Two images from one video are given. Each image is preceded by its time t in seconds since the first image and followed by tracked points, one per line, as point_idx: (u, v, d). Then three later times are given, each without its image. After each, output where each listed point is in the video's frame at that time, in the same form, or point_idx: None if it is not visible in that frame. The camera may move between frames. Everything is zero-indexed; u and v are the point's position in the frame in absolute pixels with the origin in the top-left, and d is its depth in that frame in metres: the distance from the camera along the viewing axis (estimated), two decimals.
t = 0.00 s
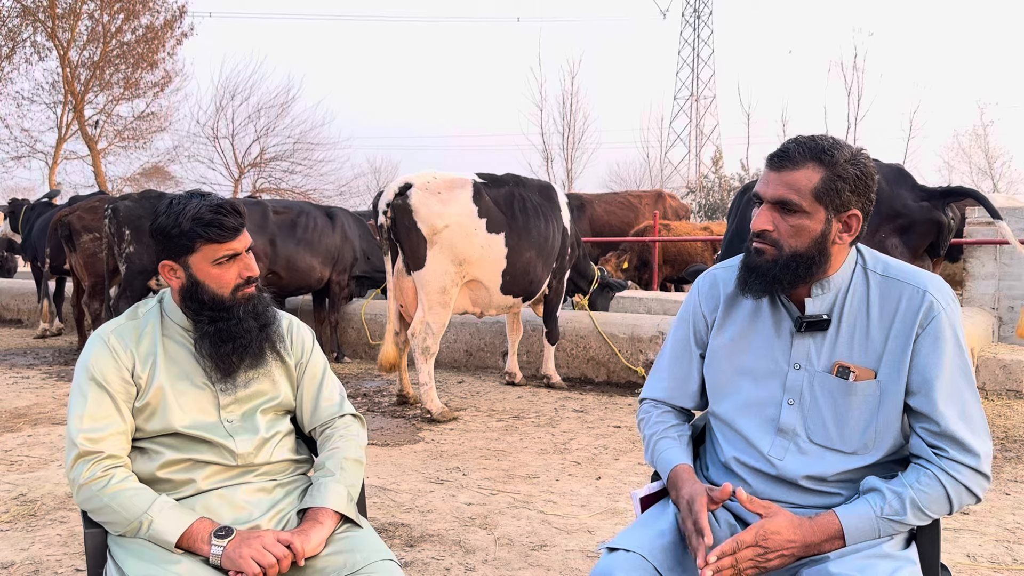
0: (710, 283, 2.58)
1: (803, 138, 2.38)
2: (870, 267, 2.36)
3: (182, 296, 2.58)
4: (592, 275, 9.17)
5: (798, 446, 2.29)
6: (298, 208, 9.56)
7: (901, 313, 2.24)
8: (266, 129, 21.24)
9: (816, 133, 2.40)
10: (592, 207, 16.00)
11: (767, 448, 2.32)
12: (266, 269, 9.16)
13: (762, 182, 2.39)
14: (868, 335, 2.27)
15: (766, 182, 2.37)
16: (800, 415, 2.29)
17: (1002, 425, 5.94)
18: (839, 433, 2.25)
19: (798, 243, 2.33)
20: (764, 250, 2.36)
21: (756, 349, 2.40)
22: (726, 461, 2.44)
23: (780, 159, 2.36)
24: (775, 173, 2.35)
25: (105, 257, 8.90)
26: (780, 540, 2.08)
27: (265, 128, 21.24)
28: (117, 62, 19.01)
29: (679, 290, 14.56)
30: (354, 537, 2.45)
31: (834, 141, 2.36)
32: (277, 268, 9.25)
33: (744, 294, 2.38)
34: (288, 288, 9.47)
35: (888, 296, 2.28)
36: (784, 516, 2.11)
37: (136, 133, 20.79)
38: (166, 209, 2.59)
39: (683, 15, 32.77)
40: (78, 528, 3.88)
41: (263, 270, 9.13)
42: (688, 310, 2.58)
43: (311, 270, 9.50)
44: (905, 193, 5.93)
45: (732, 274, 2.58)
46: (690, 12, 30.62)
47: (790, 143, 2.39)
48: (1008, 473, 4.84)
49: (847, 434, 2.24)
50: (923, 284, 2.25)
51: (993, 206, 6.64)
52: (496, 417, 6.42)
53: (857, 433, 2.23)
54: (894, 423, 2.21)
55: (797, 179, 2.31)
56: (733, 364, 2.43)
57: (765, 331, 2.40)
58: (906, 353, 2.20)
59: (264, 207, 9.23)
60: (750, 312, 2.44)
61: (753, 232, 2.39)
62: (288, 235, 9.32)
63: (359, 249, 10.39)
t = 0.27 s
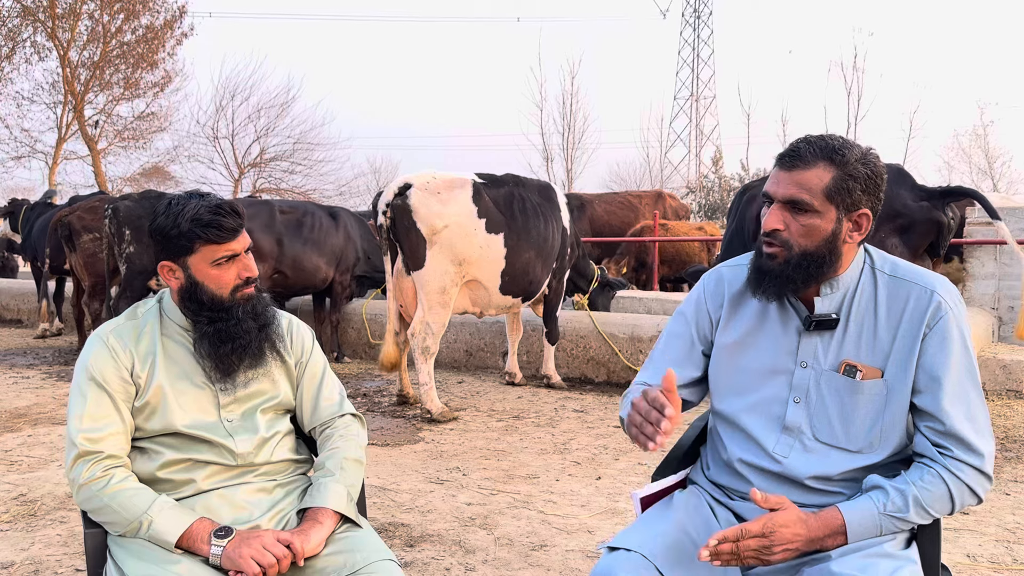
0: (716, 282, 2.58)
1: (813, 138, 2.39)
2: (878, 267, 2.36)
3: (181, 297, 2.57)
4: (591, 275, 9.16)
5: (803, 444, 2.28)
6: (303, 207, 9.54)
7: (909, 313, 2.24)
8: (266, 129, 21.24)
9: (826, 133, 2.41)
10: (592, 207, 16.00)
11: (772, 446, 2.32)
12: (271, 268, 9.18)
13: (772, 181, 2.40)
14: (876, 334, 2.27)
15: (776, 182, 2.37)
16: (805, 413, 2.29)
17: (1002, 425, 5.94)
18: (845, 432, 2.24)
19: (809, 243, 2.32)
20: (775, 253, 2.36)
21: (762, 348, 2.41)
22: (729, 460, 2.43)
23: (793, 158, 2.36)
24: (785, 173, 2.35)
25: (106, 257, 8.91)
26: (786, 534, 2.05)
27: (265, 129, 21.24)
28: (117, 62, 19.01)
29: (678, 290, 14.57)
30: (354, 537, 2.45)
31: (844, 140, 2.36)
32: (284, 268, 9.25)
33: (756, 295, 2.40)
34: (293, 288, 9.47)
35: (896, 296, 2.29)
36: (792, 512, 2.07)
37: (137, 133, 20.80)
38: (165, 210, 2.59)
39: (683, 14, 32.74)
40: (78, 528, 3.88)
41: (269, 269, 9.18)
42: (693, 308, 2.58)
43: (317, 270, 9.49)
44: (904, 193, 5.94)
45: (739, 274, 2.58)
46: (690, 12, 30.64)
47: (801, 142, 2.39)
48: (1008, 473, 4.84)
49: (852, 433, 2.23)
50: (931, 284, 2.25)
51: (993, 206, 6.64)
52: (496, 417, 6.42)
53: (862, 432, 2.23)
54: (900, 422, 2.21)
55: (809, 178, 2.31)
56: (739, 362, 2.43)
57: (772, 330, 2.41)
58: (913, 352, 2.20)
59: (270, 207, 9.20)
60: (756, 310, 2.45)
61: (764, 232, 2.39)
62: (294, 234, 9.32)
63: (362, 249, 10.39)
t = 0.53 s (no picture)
0: (719, 279, 2.59)
1: (809, 136, 2.39)
2: (877, 266, 2.37)
3: (182, 297, 2.58)
4: (592, 275, 9.16)
5: (801, 441, 2.29)
6: (307, 207, 9.52)
7: (908, 312, 2.24)
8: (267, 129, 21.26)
9: (822, 131, 2.40)
10: (592, 207, 16.01)
11: (770, 442, 2.32)
12: (279, 269, 9.17)
13: (769, 179, 2.40)
14: (874, 332, 2.27)
15: (773, 179, 2.38)
16: (802, 410, 2.30)
17: (1003, 425, 5.94)
18: (842, 430, 2.25)
19: (803, 237, 2.33)
20: (770, 247, 2.38)
21: (761, 344, 2.42)
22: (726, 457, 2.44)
23: (786, 155, 2.37)
24: (780, 170, 2.36)
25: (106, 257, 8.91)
26: (787, 539, 2.05)
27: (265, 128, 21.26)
28: (117, 62, 19.02)
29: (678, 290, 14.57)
30: (354, 537, 2.46)
31: (840, 138, 2.35)
32: (291, 268, 9.25)
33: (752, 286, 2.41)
34: (300, 288, 9.46)
35: (895, 295, 2.29)
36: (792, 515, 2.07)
37: (137, 133, 20.82)
38: (166, 210, 2.59)
39: (684, 14, 32.75)
40: (78, 528, 3.88)
41: (275, 270, 9.16)
42: (694, 305, 2.60)
43: (324, 270, 9.50)
44: (904, 193, 5.94)
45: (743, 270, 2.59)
46: (690, 12, 30.68)
47: (799, 140, 2.40)
48: (1008, 473, 4.84)
49: (849, 430, 2.24)
50: (930, 283, 2.26)
51: (992, 206, 6.64)
52: (496, 417, 6.42)
53: (859, 430, 2.23)
54: (898, 420, 2.21)
55: (800, 174, 2.31)
56: (738, 358, 2.44)
57: (771, 326, 2.41)
58: (911, 351, 2.20)
59: (278, 207, 9.15)
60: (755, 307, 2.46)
61: (760, 227, 2.41)
62: (302, 234, 9.30)
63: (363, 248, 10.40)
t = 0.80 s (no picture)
0: (712, 285, 2.60)
1: (783, 138, 2.42)
2: (867, 267, 2.36)
3: (182, 296, 2.58)
4: (592, 275, 9.16)
5: (793, 441, 2.30)
6: (311, 207, 9.55)
7: (897, 314, 2.24)
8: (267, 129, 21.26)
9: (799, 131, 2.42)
10: (592, 207, 16.02)
11: (762, 443, 2.33)
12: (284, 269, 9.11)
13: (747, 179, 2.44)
14: (864, 334, 2.27)
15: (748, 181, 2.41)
16: (794, 411, 2.30)
17: (1003, 425, 5.94)
18: (833, 431, 2.25)
19: (774, 236, 2.35)
20: (746, 246, 2.40)
21: (751, 347, 2.42)
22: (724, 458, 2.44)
23: (760, 157, 2.40)
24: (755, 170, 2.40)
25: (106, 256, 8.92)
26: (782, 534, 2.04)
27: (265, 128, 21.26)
28: (117, 62, 19.02)
29: (678, 290, 14.58)
30: (354, 537, 2.46)
31: (810, 137, 2.38)
32: (296, 269, 9.22)
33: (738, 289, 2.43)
34: (304, 288, 9.44)
35: (884, 296, 2.28)
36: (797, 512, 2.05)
37: (137, 133, 20.82)
38: (166, 209, 2.59)
39: (684, 14, 32.73)
40: (78, 528, 3.88)
41: (281, 270, 9.10)
42: (690, 308, 2.60)
43: (327, 270, 9.50)
44: (904, 193, 5.95)
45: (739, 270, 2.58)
46: (691, 12, 30.70)
47: (768, 145, 2.42)
48: (1008, 473, 4.84)
49: (841, 432, 2.24)
50: (919, 285, 2.25)
51: (992, 207, 6.65)
52: (496, 417, 6.42)
53: (851, 432, 2.23)
54: (888, 421, 2.21)
55: (770, 174, 2.34)
56: (726, 362, 2.44)
57: (761, 329, 2.42)
58: (902, 354, 2.20)
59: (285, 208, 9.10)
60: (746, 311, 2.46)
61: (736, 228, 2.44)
62: (307, 233, 9.31)
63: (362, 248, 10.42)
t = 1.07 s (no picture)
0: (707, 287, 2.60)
1: (759, 145, 2.42)
2: (855, 266, 2.36)
3: (182, 297, 2.58)
4: (592, 275, 9.12)
5: (788, 443, 2.29)
6: (311, 207, 9.55)
7: (885, 313, 2.24)
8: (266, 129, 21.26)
9: (776, 138, 2.42)
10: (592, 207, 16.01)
11: (759, 446, 2.33)
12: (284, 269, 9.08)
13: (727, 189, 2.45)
14: (855, 334, 2.27)
15: (728, 190, 2.42)
16: (788, 414, 2.30)
17: (1003, 425, 5.94)
18: (827, 432, 2.25)
19: (757, 244, 2.36)
20: (732, 256, 2.41)
21: (745, 350, 2.41)
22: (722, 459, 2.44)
23: (739, 165, 2.41)
24: (733, 180, 2.40)
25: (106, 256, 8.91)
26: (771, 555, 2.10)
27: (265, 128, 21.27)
28: (117, 62, 19.01)
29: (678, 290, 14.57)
30: (354, 537, 2.46)
31: (787, 142, 2.38)
32: (295, 269, 9.20)
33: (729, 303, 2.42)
34: (302, 288, 9.42)
35: (873, 295, 2.28)
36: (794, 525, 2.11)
37: (137, 133, 20.82)
38: (166, 210, 2.59)
39: (684, 14, 32.80)
40: (78, 528, 3.88)
41: (281, 270, 9.07)
42: (687, 310, 2.60)
43: (326, 270, 9.51)
44: (905, 193, 5.95)
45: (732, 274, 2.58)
46: (691, 11, 30.74)
47: (743, 154, 2.44)
48: (1008, 473, 4.84)
49: (835, 433, 2.24)
50: (907, 284, 2.24)
51: (992, 207, 6.64)
52: (496, 417, 6.42)
53: (844, 433, 2.23)
54: (881, 422, 2.20)
55: (750, 183, 2.35)
56: (720, 365, 2.44)
57: (754, 332, 2.41)
58: (891, 353, 2.19)
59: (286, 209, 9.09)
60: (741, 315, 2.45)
61: (721, 237, 2.45)
62: (308, 233, 9.30)
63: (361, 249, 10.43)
